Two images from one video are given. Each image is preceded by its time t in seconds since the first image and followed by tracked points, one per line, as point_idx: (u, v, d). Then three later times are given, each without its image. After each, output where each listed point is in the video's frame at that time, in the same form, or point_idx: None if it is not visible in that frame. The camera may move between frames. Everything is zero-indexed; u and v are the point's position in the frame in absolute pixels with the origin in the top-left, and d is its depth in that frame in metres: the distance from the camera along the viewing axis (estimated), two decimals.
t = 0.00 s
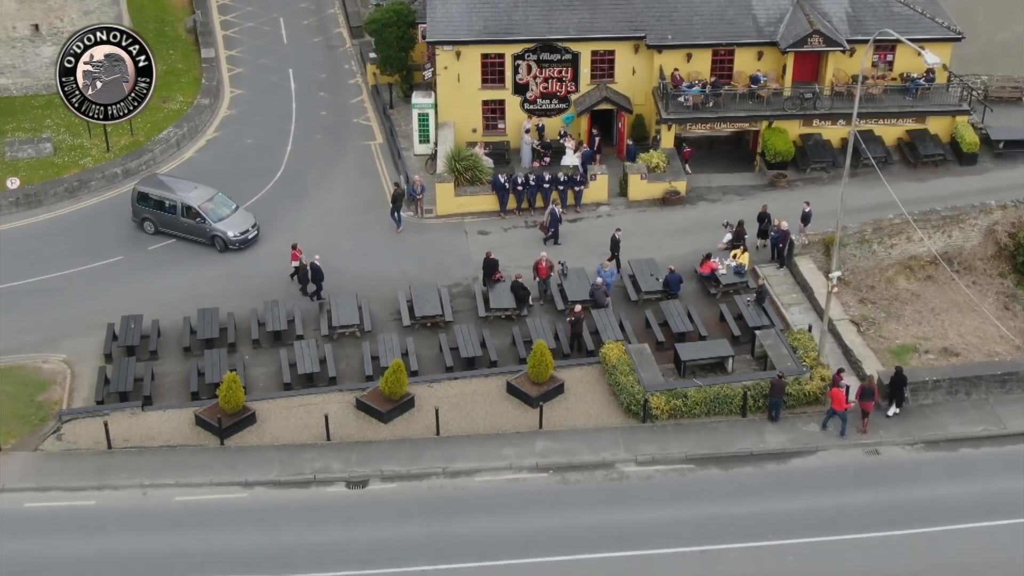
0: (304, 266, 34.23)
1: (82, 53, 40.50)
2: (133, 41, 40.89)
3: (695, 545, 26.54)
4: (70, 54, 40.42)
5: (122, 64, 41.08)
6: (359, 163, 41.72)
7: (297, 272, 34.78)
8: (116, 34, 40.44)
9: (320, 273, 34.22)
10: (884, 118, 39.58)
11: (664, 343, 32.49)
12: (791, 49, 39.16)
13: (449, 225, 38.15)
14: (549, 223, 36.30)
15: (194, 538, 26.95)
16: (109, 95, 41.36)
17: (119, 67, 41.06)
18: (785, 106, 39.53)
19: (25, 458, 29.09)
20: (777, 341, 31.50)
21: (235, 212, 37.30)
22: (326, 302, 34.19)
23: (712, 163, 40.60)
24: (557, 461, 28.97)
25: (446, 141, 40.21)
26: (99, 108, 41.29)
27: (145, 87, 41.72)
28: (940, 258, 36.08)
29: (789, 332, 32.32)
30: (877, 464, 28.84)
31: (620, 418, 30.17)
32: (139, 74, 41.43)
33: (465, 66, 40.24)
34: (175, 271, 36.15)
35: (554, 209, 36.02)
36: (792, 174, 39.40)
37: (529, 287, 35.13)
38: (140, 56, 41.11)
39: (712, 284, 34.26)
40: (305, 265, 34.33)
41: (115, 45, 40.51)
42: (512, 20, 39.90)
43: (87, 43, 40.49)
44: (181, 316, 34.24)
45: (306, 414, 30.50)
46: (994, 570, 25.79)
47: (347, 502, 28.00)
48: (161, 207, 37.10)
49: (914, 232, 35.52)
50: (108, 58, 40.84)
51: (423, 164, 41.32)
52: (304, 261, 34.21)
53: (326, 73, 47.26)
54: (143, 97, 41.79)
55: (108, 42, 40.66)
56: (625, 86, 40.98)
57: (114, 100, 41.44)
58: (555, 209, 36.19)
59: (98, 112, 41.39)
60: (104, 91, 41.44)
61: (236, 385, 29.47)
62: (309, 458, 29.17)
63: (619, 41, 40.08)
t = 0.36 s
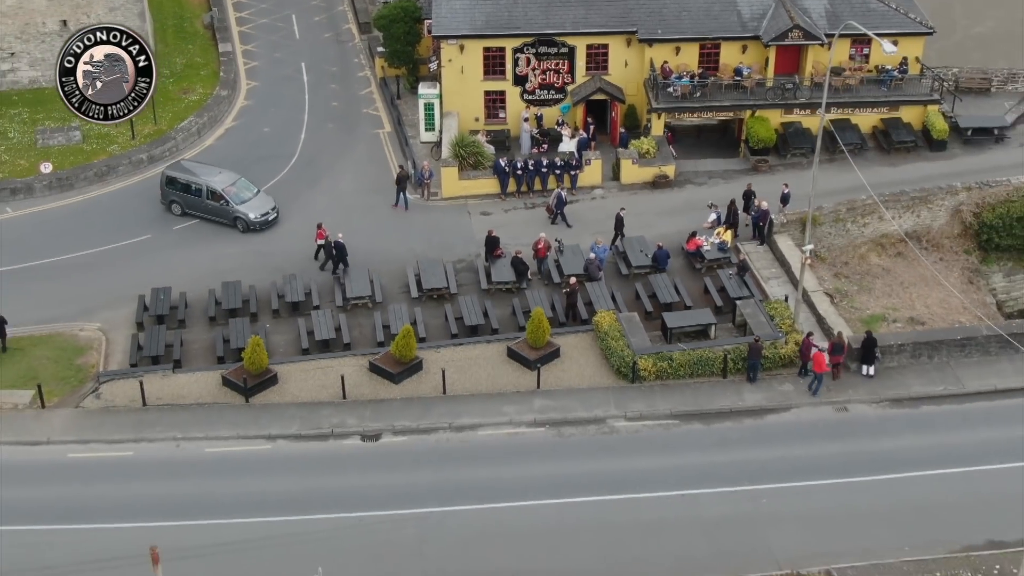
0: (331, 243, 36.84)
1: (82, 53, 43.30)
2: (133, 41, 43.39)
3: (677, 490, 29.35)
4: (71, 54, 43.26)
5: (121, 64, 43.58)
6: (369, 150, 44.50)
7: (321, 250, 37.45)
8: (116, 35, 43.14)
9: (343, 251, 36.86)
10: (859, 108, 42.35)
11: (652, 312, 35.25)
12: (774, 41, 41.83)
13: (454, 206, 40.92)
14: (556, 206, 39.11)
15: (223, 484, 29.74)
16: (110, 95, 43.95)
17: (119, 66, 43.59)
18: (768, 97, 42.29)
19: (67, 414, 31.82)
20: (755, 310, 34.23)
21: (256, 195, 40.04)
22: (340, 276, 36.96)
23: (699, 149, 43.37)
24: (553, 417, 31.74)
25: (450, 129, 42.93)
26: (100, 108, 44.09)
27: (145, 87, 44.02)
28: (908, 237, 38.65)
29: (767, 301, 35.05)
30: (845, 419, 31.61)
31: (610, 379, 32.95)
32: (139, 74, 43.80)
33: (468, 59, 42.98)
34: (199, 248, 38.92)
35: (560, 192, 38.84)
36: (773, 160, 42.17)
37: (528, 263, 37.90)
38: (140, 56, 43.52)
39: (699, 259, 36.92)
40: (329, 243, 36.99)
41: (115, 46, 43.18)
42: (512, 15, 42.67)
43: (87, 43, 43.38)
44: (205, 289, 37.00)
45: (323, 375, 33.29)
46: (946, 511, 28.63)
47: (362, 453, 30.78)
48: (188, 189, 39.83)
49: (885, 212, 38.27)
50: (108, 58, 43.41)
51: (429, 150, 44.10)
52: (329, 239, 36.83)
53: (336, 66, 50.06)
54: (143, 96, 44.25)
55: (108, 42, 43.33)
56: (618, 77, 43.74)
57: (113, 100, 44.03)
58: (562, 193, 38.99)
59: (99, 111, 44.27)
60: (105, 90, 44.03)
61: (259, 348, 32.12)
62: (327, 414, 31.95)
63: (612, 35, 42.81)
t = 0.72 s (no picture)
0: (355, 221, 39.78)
1: (83, 53, 45.85)
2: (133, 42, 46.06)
3: (663, 441, 32.32)
4: (71, 54, 45.81)
5: (121, 64, 46.09)
6: (378, 136, 47.42)
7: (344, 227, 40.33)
8: (117, 35, 45.90)
9: (365, 229, 39.90)
10: (837, 97, 45.24)
11: (641, 284, 38.16)
12: (756, 36, 44.75)
13: (458, 188, 43.84)
14: (563, 188, 41.88)
15: (249, 435, 32.70)
16: (110, 95, 46.29)
17: (118, 67, 46.08)
18: (751, 86, 45.17)
19: (105, 373, 34.72)
20: (736, 281, 37.22)
21: (276, 179, 42.89)
22: (353, 251, 39.87)
23: (687, 135, 46.29)
24: (550, 376, 34.65)
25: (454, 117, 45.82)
26: (100, 108, 46.26)
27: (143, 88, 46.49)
28: (881, 215, 41.75)
29: (748, 274, 37.93)
30: (817, 378, 34.50)
31: (602, 343, 35.95)
32: (139, 74, 46.38)
33: (471, 51, 45.87)
34: (221, 226, 41.82)
35: (566, 174, 41.70)
36: (756, 145, 45.09)
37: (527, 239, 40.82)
38: (140, 56, 46.18)
39: (685, 237, 39.81)
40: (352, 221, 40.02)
41: (115, 44, 45.90)
42: (513, 10, 45.53)
43: (88, 43, 45.94)
44: (228, 264, 39.93)
45: (339, 340, 36.22)
46: (906, 458, 31.57)
47: (375, 409, 33.71)
48: (213, 173, 42.60)
49: (859, 193, 41.24)
50: (108, 58, 45.95)
51: (434, 137, 47.00)
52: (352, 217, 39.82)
53: (347, 59, 52.99)
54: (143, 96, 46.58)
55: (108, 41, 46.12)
56: (611, 69, 46.62)
57: (112, 100, 46.33)
58: (567, 175, 41.82)
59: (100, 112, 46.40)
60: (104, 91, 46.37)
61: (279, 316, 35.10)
62: (343, 374, 34.89)
63: (606, 29, 45.70)
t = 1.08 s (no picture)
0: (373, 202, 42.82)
1: (83, 53, 46.38)
2: (131, 42, 45.69)
3: (651, 400, 35.14)
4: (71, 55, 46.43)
5: (119, 64, 46.27)
6: (386, 124, 50.26)
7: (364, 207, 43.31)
8: (116, 34, 45.98)
9: (383, 210, 42.90)
10: (818, 87, 48.04)
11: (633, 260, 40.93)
12: (742, 29, 47.38)
13: (461, 173, 46.67)
14: (566, 171, 44.67)
15: (270, 395, 35.53)
16: (111, 95, 46.99)
17: (118, 67, 46.36)
18: (738, 77, 47.98)
19: (135, 340, 37.57)
20: (721, 257, 39.99)
21: (295, 165, 45.59)
22: (364, 230, 42.69)
23: (678, 123, 49.11)
24: (547, 343, 37.47)
25: (457, 105, 48.63)
26: (101, 108, 47.01)
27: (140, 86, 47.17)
28: (858, 197, 44.57)
29: (732, 250, 40.71)
30: (794, 344, 37.31)
31: (596, 313, 38.73)
32: (138, 74, 46.60)
33: (474, 44, 48.66)
34: (240, 207, 44.66)
35: (569, 160, 44.49)
36: (742, 132, 47.89)
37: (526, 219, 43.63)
38: (138, 55, 46.01)
39: (674, 217, 42.58)
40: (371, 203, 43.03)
41: (113, 44, 46.10)
42: (512, 5, 48.29)
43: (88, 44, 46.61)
44: (247, 241, 42.78)
45: (352, 311, 39.05)
46: (873, 414, 34.41)
47: (386, 371, 36.53)
48: (236, 159, 45.38)
49: (837, 176, 44.07)
50: (108, 59, 46.08)
51: (439, 125, 49.83)
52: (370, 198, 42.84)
53: (355, 52, 55.82)
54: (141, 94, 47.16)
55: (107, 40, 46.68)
56: (606, 60, 49.45)
57: (114, 100, 47.13)
58: (570, 160, 44.64)
59: (101, 111, 47.35)
60: (103, 90, 46.97)
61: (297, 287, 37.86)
62: (355, 341, 37.72)
63: (601, 23, 48.52)
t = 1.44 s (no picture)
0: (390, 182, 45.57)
1: (87, 54, 51.75)
2: (134, 43, 52.38)
3: (639, 363, 38.15)
4: (77, 56, 51.90)
5: (120, 64, 51.64)
6: (393, 113, 53.26)
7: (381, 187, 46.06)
8: (117, 36, 52.50)
9: (399, 190, 45.77)
10: (800, 78, 51.04)
11: (624, 237, 43.89)
12: (728, 23, 50.35)
13: (464, 158, 49.68)
14: (569, 156, 47.59)
15: (289, 359, 38.46)
16: (112, 95, 51.33)
17: (119, 67, 51.59)
18: (724, 69, 50.98)
19: (163, 310, 40.61)
20: (706, 235, 42.93)
21: (312, 152, 48.50)
22: (373, 211, 45.69)
23: (668, 113, 52.13)
24: (544, 312, 40.46)
25: (460, 95, 51.61)
26: (102, 107, 51.27)
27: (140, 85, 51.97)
28: (836, 180, 47.67)
29: (717, 228, 43.67)
30: (773, 313, 40.31)
31: (590, 286, 41.72)
32: (138, 75, 51.84)
33: (476, 38, 51.63)
34: (257, 190, 47.68)
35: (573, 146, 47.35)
36: (727, 121, 50.92)
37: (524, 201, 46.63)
38: (140, 56, 52.25)
39: (663, 198, 45.52)
40: (388, 184, 45.80)
41: (116, 45, 52.08)
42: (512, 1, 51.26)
43: (91, 46, 52.20)
44: (264, 221, 45.80)
45: (363, 284, 42.06)
46: (845, 376, 37.36)
47: (395, 338, 39.52)
48: (256, 146, 48.30)
49: (816, 160, 47.12)
50: (109, 59, 51.57)
51: (443, 114, 52.84)
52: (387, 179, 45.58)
53: (363, 46, 58.83)
54: (141, 94, 51.83)
55: (107, 41, 52.64)
56: (601, 53, 52.44)
57: (115, 101, 51.36)
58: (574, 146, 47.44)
59: (102, 111, 51.39)
60: (105, 90, 51.30)
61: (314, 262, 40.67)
62: (366, 311, 40.72)
63: (595, 18, 51.49)
